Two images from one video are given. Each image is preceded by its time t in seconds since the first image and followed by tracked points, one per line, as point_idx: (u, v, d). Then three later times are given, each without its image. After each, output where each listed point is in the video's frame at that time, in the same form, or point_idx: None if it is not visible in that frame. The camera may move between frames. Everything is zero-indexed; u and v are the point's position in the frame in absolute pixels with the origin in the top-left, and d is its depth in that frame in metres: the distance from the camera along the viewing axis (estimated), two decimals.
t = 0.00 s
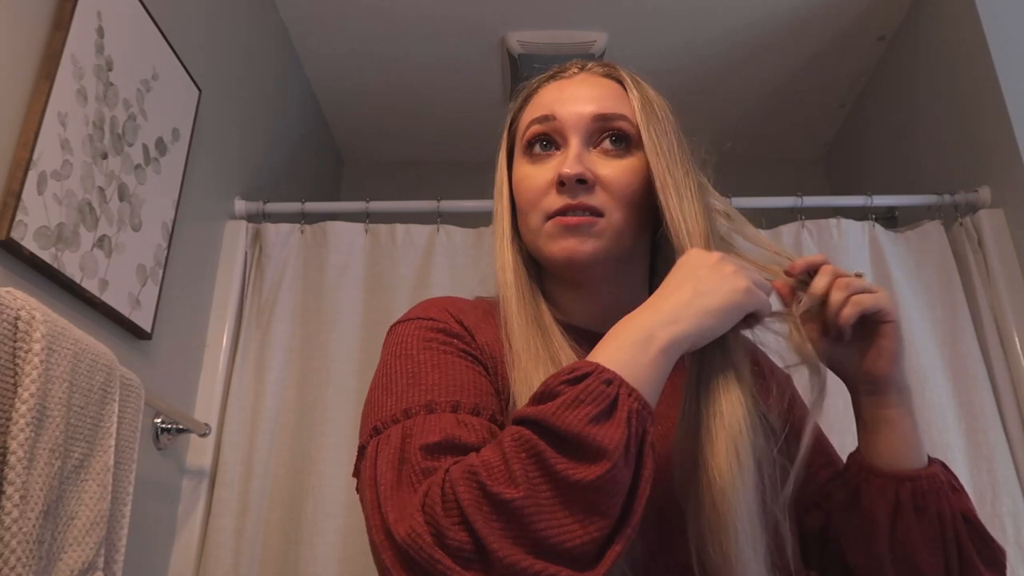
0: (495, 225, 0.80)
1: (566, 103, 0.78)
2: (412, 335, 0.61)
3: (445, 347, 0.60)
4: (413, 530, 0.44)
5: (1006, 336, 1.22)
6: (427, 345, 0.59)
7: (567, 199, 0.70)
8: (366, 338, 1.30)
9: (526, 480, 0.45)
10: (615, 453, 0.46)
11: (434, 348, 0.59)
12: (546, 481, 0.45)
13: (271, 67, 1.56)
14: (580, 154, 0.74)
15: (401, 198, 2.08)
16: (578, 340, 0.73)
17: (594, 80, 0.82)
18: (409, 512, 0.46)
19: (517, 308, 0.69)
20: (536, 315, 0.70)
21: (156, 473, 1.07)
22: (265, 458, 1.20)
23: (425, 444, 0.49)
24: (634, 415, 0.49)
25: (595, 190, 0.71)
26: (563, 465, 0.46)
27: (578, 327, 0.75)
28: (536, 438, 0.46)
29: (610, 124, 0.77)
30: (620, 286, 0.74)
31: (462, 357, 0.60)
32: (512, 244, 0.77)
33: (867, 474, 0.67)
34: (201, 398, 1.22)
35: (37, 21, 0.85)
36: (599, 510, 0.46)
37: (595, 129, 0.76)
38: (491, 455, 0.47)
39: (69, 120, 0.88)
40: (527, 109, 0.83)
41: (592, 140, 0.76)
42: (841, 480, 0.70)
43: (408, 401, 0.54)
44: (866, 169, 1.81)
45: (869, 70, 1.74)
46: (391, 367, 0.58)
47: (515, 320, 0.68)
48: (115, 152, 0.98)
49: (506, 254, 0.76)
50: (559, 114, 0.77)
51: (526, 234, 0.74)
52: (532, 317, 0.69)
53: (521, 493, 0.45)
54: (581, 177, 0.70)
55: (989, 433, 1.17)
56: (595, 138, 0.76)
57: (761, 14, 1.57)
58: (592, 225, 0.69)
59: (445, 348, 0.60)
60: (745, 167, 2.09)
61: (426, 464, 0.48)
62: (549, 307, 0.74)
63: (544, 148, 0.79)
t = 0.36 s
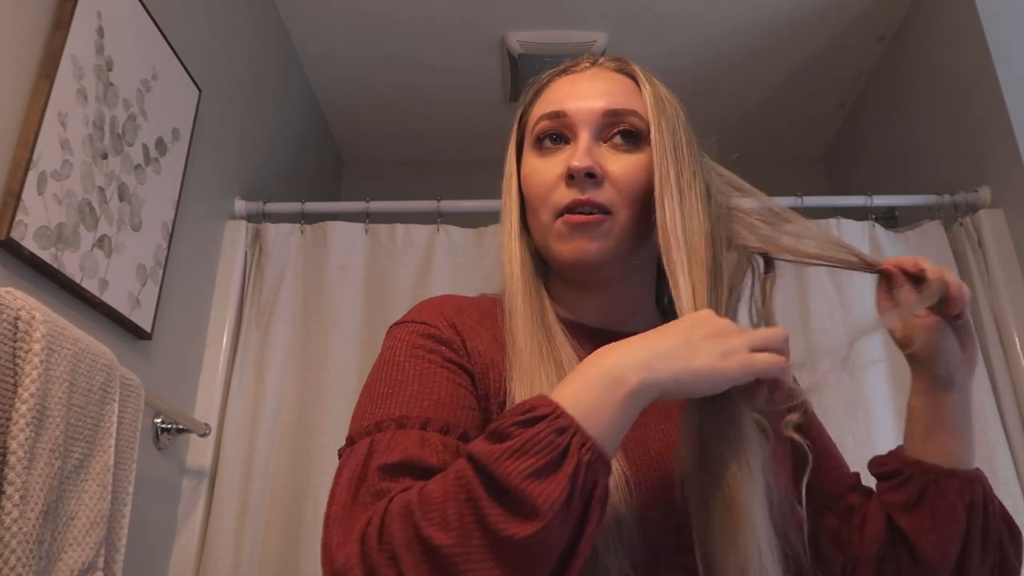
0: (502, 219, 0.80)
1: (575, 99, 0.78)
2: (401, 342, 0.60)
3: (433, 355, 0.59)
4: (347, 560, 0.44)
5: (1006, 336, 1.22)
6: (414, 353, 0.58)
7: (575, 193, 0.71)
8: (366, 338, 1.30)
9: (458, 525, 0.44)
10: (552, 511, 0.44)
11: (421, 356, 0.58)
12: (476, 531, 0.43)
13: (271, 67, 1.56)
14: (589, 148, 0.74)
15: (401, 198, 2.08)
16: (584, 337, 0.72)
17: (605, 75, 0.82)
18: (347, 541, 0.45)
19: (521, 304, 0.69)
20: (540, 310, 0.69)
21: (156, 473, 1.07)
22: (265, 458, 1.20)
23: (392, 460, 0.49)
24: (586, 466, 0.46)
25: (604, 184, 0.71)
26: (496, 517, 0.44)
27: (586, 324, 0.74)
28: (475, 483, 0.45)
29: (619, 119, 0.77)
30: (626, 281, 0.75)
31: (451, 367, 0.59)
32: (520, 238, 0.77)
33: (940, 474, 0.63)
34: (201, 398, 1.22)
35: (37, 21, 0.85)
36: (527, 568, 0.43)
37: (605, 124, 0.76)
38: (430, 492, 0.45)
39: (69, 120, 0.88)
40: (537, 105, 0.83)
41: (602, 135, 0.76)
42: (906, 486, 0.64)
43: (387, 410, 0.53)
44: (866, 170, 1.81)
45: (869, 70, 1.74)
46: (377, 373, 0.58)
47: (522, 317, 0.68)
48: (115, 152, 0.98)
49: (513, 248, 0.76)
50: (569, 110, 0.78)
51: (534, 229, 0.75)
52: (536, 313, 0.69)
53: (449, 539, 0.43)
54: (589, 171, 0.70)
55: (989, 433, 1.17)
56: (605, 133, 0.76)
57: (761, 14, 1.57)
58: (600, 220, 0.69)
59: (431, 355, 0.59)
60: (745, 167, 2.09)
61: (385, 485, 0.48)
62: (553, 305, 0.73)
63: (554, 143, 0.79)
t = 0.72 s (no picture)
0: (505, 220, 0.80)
1: (577, 101, 0.78)
2: (400, 344, 0.59)
3: (434, 359, 0.58)
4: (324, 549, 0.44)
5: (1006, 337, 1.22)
6: (413, 355, 0.58)
7: (576, 194, 0.71)
8: (366, 338, 1.30)
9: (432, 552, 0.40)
10: (523, 542, 0.39)
11: (420, 359, 0.57)
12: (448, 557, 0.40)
13: (271, 67, 1.56)
14: (591, 149, 0.74)
15: (401, 198, 2.08)
16: (587, 338, 0.72)
17: (608, 79, 0.82)
18: (328, 552, 0.43)
19: (524, 305, 0.69)
20: (542, 312, 0.69)
21: (156, 473, 1.07)
22: (265, 458, 1.20)
23: (391, 467, 0.48)
24: (572, 503, 0.40)
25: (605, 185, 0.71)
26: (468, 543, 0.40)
27: (586, 324, 0.74)
28: (461, 512, 0.41)
29: (621, 121, 0.77)
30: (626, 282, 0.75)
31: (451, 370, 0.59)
32: (522, 239, 0.77)
33: (952, 503, 0.60)
34: (201, 398, 1.22)
35: (37, 21, 0.85)
36: None
37: (607, 125, 0.76)
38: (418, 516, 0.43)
39: (69, 120, 0.88)
40: (539, 107, 0.83)
41: (604, 136, 0.76)
42: (919, 509, 0.61)
43: (385, 415, 0.52)
44: (866, 170, 1.81)
45: (869, 70, 1.74)
46: (378, 375, 0.57)
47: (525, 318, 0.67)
48: (115, 152, 0.98)
49: (515, 249, 0.76)
50: (571, 112, 0.78)
51: (536, 229, 0.75)
52: (538, 314, 0.68)
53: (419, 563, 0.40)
54: (591, 172, 0.71)
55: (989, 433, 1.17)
56: (607, 135, 0.76)
57: (761, 14, 1.57)
58: (602, 220, 0.70)
59: (430, 359, 0.58)
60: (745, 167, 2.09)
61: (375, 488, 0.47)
62: (554, 308, 0.73)
63: (556, 145, 0.78)
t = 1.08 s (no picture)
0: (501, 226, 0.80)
1: (563, 108, 0.78)
2: (434, 319, 0.58)
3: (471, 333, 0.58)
4: (503, 471, 0.41)
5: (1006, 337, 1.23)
6: (453, 327, 0.57)
7: (565, 200, 0.71)
8: (366, 338, 1.30)
9: (638, 446, 0.42)
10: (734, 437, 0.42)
11: (462, 330, 0.57)
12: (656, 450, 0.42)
13: (271, 67, 1.56)
14: (579, 155, 0.74)
15: (401, 198, 2.08)
16: (587, 339, 0.72)
17: (593, 83, 0.82)
18: (498, 453, 0.42)
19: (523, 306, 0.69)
20: (545, 311, 0.69)
21: (156, 473, 1.07)
22: (265, 458, 1.20)
23: (504, 404, 0.47)
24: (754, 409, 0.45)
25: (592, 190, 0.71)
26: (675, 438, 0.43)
27: (580, 325, 0.74)
28: (653, 417, 0.44)
29: (607, 125, 0.77)
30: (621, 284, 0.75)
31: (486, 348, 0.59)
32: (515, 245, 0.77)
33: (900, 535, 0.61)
34: (201, 398, 1.21)
35: (37, 21, 0.85)
36: (711, 491, 0.41)
37: (594, 131, 0.76)
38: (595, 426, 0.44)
39: (69, 120, 0.88)
40: (528, 114, 0.83)
41: (591, 142, 0.76)
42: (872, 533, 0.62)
43: (454, 369, 0.50)
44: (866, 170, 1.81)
45: (869, 70, 1.74)
46: (422, 343, 0.55)
47: (524, 318, 0.67)
48: (115, 152, 0.98)
49: (510, 255, 0.76)
50: (558, 119, 0.78)
51: (528, 235, 0.75)
52: (540, 313, 0.69)
53: (630, 456, 0.41)
54: (579, 176, 0.70)
55: (989, 433, 1.17)
56: (594, 139, 0.76)
57: (761, 14, 1.57)
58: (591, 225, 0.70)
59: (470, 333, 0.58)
60: (745, 167, 2.09)
61: (504, 422, 0.45)
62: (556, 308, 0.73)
63: (545, 152, 0.79)
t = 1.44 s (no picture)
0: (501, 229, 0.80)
1: (563, 111, 0.79)
2: (432, 322, 0.58)
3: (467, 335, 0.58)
4: (489, 484, 0.41)
5: (1006, 336, 1.23)
6: (450, 330, 0.57)
7: (566, 198, 0.71)
8: (366, 338, 1.30)
9: (630, 468, 0.42)
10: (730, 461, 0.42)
11: (458, 334, 0.57)
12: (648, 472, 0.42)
13: (271, 67, 1.56)
14: (579, 155, 0.74)
15: (401, 198, 2.08)
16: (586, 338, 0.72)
17: (591, 86, 0.82)
18: (485, 466, 0.42)
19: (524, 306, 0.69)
20: (544, 311, 0.69)
21: (156, 473, 1.07)
22: (265, 458, 1.20)
23: (497, 411, 0.47)
24: (761, 433, 0.44)
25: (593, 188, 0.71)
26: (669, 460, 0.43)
27: (581, 326, 0.74)
28: (653, 438, 0.44)
29: (606, 127, 0.77)
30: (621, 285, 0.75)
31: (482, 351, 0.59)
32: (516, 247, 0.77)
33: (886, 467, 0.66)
34: (201, 398, 1.22)
35: (37, 21, 0.85)
36: (700, 516, 0.41)
37: (594, 132, 0.77)
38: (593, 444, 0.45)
39: (69, 120, 0.88)
40: (528, 118, 0.84)
41: (591, 143, 0.76)
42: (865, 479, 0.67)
43: (448, 374, 0.50)
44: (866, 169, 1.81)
45: (869, 70, 1.74)
46: (421, 346, 0.55)
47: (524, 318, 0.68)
48: (115, 152, 0.98)
49: (510, 256, 0.76)
50: (558, 121, 0.78)
51: (529, 236, 0.75)
52: (540, 313, 0.69)
53: (620, 477, 0.42)
54: (580, 175, 0.71)
55: (990, 433, 1.17)
56: (594, 141, 0.76)
57: (761, 14, 1.57)
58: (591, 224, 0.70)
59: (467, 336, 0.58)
60: (745, 167, 2.09)
61: (496, 430, 0.45)
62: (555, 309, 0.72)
63: (545, 154, 0.79)
